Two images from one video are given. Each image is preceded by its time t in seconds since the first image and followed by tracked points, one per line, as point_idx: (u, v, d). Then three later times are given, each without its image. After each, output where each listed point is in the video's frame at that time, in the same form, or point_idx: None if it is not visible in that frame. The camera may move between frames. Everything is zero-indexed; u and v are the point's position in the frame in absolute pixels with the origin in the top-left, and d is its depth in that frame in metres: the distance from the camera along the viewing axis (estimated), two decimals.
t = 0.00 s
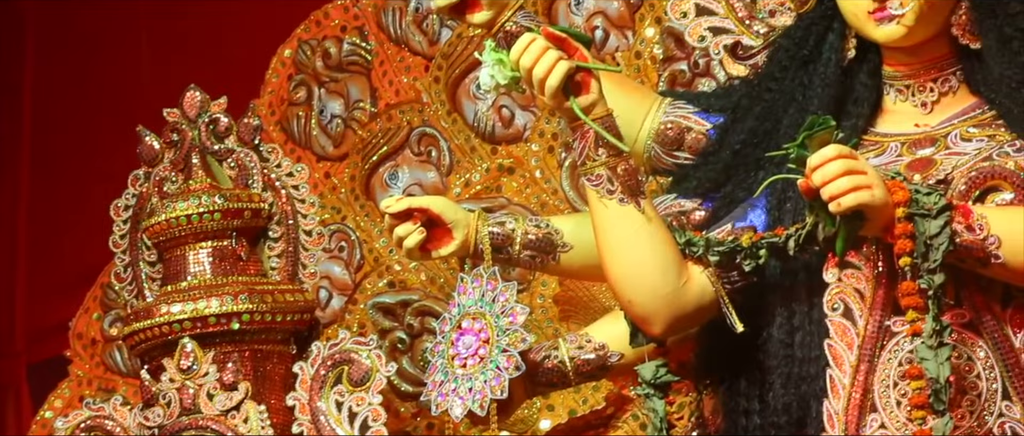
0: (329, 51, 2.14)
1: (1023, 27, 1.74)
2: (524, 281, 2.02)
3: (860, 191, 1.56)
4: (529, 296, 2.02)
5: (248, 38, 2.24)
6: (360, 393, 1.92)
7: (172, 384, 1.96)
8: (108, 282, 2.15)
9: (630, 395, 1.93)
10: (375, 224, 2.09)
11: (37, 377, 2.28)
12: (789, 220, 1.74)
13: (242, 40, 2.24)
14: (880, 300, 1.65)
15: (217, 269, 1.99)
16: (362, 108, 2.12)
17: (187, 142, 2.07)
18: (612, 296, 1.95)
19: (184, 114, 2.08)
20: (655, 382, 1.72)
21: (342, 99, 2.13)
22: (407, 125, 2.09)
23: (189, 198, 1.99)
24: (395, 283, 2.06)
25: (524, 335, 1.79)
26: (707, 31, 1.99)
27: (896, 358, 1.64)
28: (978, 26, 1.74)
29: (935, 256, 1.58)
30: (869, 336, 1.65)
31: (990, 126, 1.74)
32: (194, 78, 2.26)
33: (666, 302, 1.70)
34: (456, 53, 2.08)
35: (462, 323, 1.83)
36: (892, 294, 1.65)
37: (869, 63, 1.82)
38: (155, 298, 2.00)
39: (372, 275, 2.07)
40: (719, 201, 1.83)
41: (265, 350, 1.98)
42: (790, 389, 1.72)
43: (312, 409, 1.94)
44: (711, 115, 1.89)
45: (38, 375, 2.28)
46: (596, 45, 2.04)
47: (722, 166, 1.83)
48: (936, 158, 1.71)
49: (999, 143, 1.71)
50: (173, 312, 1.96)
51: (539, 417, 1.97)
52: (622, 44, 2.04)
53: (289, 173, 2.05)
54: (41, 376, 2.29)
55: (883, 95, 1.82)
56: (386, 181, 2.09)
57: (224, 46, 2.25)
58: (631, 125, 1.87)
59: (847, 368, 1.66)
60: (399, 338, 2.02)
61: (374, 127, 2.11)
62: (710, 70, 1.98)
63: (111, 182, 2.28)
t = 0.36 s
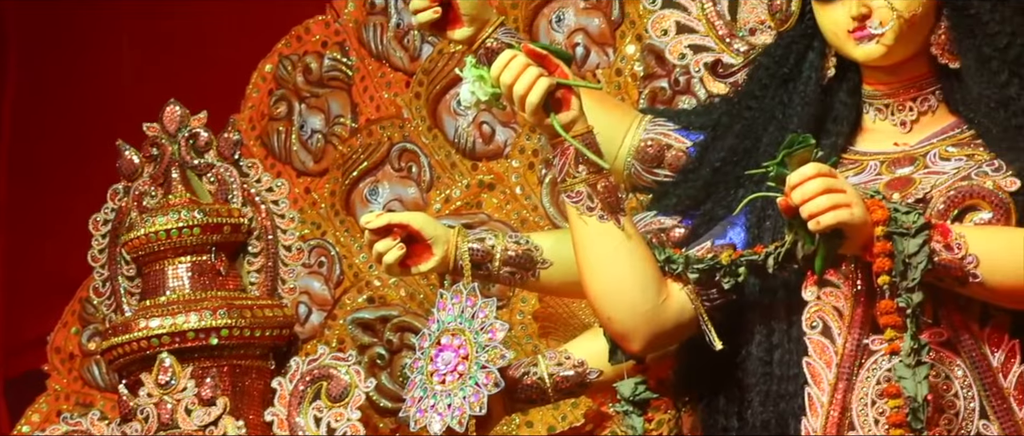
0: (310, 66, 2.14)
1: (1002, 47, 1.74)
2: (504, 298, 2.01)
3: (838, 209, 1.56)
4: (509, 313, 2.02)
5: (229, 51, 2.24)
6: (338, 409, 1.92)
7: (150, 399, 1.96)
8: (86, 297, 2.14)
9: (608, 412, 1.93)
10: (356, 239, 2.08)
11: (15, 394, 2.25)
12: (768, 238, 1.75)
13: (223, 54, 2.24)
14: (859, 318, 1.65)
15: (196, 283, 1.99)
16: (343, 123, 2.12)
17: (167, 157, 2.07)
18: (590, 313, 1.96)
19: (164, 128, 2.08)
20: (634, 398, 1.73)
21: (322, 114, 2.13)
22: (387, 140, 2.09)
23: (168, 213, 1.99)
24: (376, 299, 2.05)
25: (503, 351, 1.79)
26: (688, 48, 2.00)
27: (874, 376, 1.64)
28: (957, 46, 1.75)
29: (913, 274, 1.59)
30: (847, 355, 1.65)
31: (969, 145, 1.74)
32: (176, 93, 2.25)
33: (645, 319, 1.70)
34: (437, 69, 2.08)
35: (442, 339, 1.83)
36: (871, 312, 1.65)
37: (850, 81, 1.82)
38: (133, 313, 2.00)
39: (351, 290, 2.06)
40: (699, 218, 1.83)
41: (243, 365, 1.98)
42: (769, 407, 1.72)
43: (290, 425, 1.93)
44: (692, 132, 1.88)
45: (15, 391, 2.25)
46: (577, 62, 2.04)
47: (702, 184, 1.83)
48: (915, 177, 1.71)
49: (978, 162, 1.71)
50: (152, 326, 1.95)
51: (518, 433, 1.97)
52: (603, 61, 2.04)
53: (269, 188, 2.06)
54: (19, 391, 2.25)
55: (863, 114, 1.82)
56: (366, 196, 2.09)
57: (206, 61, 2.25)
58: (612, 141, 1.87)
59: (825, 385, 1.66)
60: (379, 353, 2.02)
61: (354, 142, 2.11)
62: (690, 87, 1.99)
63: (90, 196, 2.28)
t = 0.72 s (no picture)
0: (293, 78, 2.14)
1: (984, 63, 1.75)
2: (487, 311, 2.01)
3: (821, 223, 1.56)
4: (492, 326, 2.02)
5: (212, 62, 2.24)
6: (320, 422, 1.89)
7: (130, 412, 1.91)
8: (68, 308, 2.14)
9: (591, 425, 1.91)
10: (339, 252, 2.09)
11: None
12: (750, 252, 1.74)
13: (206, 66, 2.24)
14: (841, 332, 1.66)
15: (178, 296, 1.99)
16: (326, 136, 2.12)
17: (149, 169, 2.06)
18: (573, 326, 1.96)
19: (146, 140, 2.07)
20: (616, 412, 1.72)
21: (306, 126, 2.13)
22: (371, 153, 2.09)
23: (150, 224, 1.99)
24: (358, 311, 2.06)
25: (485, 364, 1.78)
26: (670, 62, 2.00)
27: (856, 390, 1.64)
28: (939, 61, 1.76)
29: (895, 289, 1.59)
30: (829, 369, 1.66)
31: (951, 160, 1.75)
32: (159, 104, 2.25)
33: (628, 333, 1.69)
34: (421, 81, 2.08)
35: (424, 352, 1.82)
36: (852, 327, 1.66)
37: (831, 96, 1.83)
38: (115, 325, 1.99)
39: (334, 303, 2.07)
40: (681, 232, 1.83)
41: (225, 377, 1.98)
42: (751, 421, 1.72)
43: None
44: (674, 146, 1.89)
45: None
46: (560, 75, 2.04)
47: (685, 197, 1.83)
48: (897, 191, 1.72)
49: (959, 177, 1.72)
50: (133, 339, 1.95)
51: None
52: (586, 74, 2.04)
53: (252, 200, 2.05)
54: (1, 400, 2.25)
55: (845, 129, 1.83)
56: (349, 208, 2.09)
57: (189, 72, 2.25)
58: (595, 155, 1.87)
59: (807, 399, 1.66)
60: (361, 366, 2.02)
61: (337, 155, 2.11)
62: (674, 101, 1.99)
63: (73, 207, 2.28)
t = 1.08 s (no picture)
0: (270, 92, 2.14)
1: (958, 79, 1.76)
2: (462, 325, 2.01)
3: (796, 239, 1.56)
4: (468, 340, 2.01)
5: (189, 77, 2.24)
6: None
7: (104, 427, 1.91)
8: (42, 322, 2.13)
9: None
10: (315, 266, 2.08)
11: None
12: (726, 267, 1.75)
13: (183, 80, 2.24)
14: (816, 348, 1.66)
15: (153, 311, 1.99)
16: (302, 150, 2.12)
17: (124, 183, 2.06)
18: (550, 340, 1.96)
19: (122, 154, 2.08)
20: (592, 427, 1.73)
21: (282, 140, 2.13)
22: (347, 168, 2.09)
23: (125, 238, 1.98)
24: (334, 325, 2.05)
25: (462, 379, 1.77)
26: (647, 77, 2.01)
27: (831, 405, 1.64)
28: (913, 77, 1.77)
29: (870, 305, 1.59)
30: (804, 384, 1.66)
31: (926, 176, 1.75)
32: (134, 118, 2.24)
33: (604, 348, 1.69)
34: (397, 96, 2.09)
35: (400, 367, 1.81)
36: (828, 342, 1.66)
37: (807, 112, 1.84)
38: (89, 339, 1.99)
39: (310, 318, 2.06)
40: (657, 247, 1.83)
41: (201, 392, 1.98)
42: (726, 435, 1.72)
43: None
44: (651, 161, 1.89)
45: None
46: (537, 90, 2.04)
47: (661, 212, 1.84)
48: (872, 207, 1.72)
49: (934, 193, 1.72)
50: (108, 353, 1.95)
51: None
52: (563, 89, 2.04)
53: (228, 214, 2.06)
54: None
55: (821, 144, 1.83)
56: (325, 222, 2.09)
57: (165, 86, 2.24)
58: (571, 171, 1.87)
59: (782, 414, 1.66)
60: (336, 381, 2.02)
61: (314, 169, 2.11)
62: (650, 116, 2.00)
63: (47, 222, 2.27)
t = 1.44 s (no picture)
0: (244, 102, 2.14)
1: (931, 93, 1.78)
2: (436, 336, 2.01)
3: (769, 251, 1.56)
4: (441, 352, 2.01)
5: (162, 88, 2.23)
6: None
7: None
8: (13, 333, 2.12)
9: None
10: (288, 276, 2.08)
11: None
12: (699, 280, 1.75)
13: (156, 90, 2.23)
14: (789, 360, 1.66)
15: (125, 321, 1.98)
16: (276, 161, 2.12)
17: (97, 193, 2.05)
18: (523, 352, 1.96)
19: (94, 165, 2.07)
20: None
21: (256, 151, 2.13)
22: (321, 178, 2.09)
23: (97, 249, 1.98)
24: (306, 336, 2.05)
25: (434, 390, 1.77)
26: (621, 89, 2.01)
27: (803, 417, 1.64)
28: (886, 90, 1.78)
29: (842, 318, 1.59)
30: (776, 397, 1.66)
31: (898, 189, 1.75)
32: (108, 128, 2.24)
33: (578, 360, 1.69)
34: (372, 107, 2.08)
35: (373, 378, 1.80)
36: (800, 354, 1.66)
37: (781, 124, 1.84)
38: (60, 350, 1.98)
39: (283, 329, 2.06)
40: (631, 259, 1.82)
41: (172, 403, 1.97)
42: None
43: None
44: (625, 173, 1.90)
45: None
46: (511, 101, 2.05)
47: (635, 224, 1.83)
48: (845, 220, 1.72)
49: (907, 206, 1.72)
50: (79, 364, 1.94)
51: None
52: (537, 101, 2.04)
53: (201, 225, 2.07)
54: None
55: (794, 158, 1.83)
56: (299, 233, 2.09)
57: (138, 96, 2.24)
58: (545, 182, 1.88)
59: (754, 427, 1.66)
60: (309, 392, 2.02)
61: (287, 179, 2.10)
62: (624, 128, 2.00)
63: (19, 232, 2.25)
